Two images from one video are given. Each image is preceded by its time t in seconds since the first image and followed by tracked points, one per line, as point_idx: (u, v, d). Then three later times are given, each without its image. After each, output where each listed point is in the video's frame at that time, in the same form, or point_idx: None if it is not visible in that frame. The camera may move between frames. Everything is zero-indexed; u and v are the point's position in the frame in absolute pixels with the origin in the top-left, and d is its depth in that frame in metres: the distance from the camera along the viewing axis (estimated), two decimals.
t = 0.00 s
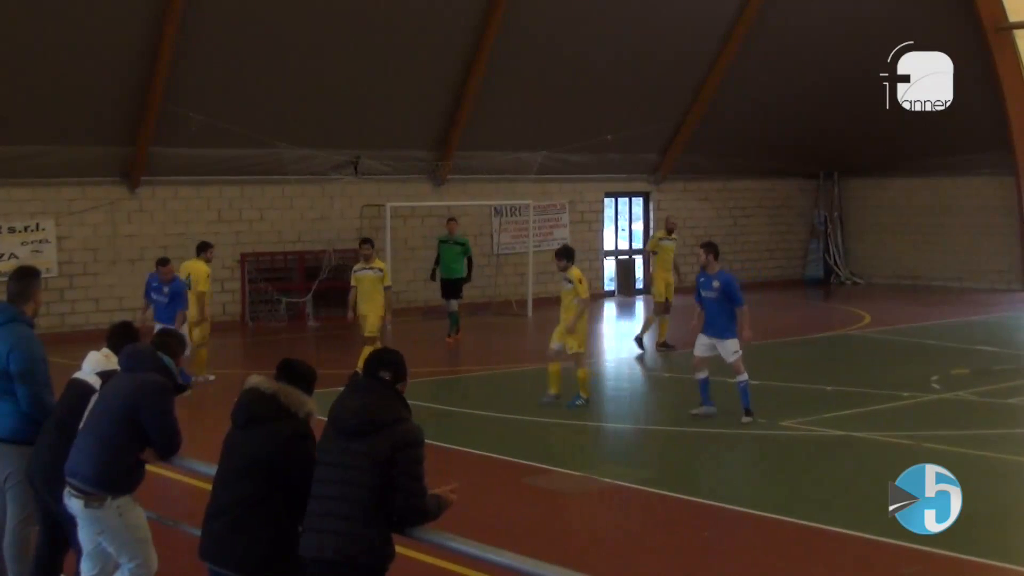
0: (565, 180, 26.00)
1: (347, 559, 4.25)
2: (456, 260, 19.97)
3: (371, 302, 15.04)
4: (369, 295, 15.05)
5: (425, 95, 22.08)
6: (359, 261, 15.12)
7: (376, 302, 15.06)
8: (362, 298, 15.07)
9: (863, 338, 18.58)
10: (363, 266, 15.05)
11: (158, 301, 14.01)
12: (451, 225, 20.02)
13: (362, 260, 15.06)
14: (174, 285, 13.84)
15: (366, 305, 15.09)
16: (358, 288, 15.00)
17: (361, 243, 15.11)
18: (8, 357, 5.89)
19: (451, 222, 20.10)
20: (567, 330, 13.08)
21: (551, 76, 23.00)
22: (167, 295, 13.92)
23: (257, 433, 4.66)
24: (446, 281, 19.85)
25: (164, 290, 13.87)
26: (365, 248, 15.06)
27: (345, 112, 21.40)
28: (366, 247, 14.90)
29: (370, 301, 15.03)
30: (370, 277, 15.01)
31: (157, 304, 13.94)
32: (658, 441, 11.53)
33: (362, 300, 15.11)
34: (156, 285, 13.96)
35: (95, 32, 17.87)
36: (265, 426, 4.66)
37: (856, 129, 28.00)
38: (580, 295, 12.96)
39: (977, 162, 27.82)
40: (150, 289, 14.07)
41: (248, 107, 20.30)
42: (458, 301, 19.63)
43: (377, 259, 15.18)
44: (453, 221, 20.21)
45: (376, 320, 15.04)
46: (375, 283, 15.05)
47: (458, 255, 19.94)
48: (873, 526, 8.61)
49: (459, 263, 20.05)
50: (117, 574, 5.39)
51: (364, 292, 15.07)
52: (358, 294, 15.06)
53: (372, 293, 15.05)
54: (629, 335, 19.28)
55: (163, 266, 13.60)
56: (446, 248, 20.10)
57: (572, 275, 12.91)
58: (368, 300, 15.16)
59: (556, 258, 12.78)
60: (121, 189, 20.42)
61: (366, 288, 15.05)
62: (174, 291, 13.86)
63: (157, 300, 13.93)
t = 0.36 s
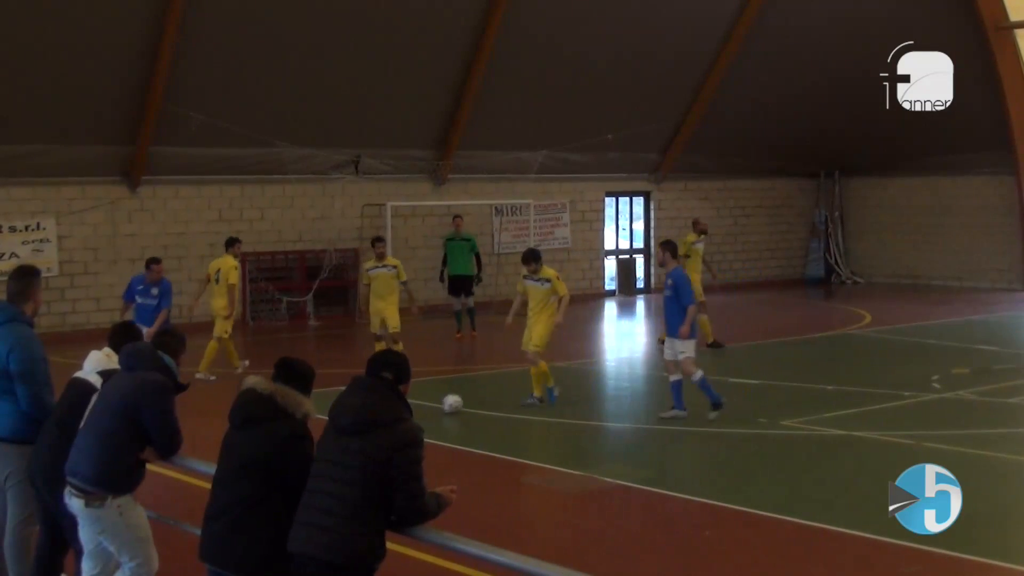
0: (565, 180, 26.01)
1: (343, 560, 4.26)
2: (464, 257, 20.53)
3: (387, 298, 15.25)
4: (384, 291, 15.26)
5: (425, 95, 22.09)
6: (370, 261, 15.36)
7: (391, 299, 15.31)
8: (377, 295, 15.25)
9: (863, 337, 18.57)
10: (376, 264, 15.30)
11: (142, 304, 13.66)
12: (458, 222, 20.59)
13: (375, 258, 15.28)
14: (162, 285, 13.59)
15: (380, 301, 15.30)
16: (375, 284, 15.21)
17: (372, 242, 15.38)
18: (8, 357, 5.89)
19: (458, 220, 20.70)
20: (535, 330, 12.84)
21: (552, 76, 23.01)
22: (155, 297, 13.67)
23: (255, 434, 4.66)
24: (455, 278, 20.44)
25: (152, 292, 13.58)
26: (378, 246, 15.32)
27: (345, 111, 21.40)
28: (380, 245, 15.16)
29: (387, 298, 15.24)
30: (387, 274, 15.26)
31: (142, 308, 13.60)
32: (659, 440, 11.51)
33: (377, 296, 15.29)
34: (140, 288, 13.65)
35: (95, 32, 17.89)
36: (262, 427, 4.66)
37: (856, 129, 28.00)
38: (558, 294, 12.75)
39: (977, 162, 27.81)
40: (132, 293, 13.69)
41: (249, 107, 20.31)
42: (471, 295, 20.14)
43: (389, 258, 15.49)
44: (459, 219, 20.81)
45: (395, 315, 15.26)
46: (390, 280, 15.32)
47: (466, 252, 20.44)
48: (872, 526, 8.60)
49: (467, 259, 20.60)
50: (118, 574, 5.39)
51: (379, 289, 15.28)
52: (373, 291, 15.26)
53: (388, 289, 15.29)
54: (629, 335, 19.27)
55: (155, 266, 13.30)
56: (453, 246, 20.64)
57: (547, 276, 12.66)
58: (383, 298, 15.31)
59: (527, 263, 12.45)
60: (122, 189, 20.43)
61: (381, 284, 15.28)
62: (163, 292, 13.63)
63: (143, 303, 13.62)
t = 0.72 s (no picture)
0: (566, 180, 26.00)
1: (341, 560, 4.27)
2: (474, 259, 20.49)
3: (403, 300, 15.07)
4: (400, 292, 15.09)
5: (426, 94, 22.09)
6: (387, 260, 15.09)
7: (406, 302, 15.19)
8: (392, 296, 15.07)
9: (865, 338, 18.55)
10: (393, 264, 15.08)
11: (122, 306, 12.93)
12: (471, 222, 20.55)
13: (393, 258, 15.02)
14: (143, 282, 12.93)
15: (395, 302, 15.13)
16: (392, 285, 15.00)
17: (390, 242, 15.13)
18: (8, 357, 5.88)
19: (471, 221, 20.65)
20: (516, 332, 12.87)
21: (552, 75, 23.02)
22: (135, 296, 12.97)
23: (255, 434, 4.66)
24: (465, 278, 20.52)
25: (134, 290, 12.90)
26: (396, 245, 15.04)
27: (346, 111, 21.40)
28: (398, 245, 14.92)
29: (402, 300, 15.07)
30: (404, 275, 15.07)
31: (123, 308, 12.86)
32: (658, 440, 11.50)
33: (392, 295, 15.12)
34: (120, 288, 12.91)
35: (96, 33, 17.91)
36: (261, 427, 4.66)
37: (857, 128, 28.01)
38: (536, 299, 12.77)
39: (977, 161, 27.81)
40: (109, 295, 12.93)
41: (249, 107, 20.31)
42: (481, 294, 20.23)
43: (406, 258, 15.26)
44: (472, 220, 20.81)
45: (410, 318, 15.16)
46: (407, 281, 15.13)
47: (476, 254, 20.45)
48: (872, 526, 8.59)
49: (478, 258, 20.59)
50: (119, 573, 5.38)
51: (395, 289, 15.09)
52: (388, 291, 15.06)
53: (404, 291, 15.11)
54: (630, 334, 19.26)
55: (136, 261, 12.63)
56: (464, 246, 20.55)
57: (526, 283, 12.62)
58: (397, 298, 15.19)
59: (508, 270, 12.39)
60: (122, 189, 20.44)
61: (396, 285, 15.07)
62: (144, 289, 12.96)
63: (123, 303, 12.89)
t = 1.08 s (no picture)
0: (566, 180, 26.01)
1: (341, 561, 4.27)
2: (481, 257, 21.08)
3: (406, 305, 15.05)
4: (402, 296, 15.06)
5: (426, 94, 22.09)
6: (388, 266, 15.10)
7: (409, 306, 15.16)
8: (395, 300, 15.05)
9: (866, 338, 18.54)
10: (396, 270, 15.06)
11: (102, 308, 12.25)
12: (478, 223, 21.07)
13: (395, 263, 15.03)
14: (125, 284, 12.29)
15: (397, 307, 15.08)
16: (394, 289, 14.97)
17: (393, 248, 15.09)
18: (8, 357, 5.89)
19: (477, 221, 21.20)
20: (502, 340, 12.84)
21: (553, 75, 23.02)
22: (116, 298, 12.32)
23: (255, 434, 4.66)
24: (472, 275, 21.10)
25: (115, 293, 12.24)
26: (397, 250, 15.07)
27: (346, 111, 21.40)
28: (400, 250, 14.91)
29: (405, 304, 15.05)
30: (407, 280, 15.06)
31: (103, 311, 12.20)
32: (659, 440, 11.50)
33: (393, 299, 15.07)
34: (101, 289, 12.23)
35: (96, 33, 17.91)
36: (262, 427, 4.67)
37: (857, 128, 28.01)
38: (518, 301, 12.78)
39: (977, 161, 27.81)
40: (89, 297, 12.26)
41: (249, 107, 20.31)
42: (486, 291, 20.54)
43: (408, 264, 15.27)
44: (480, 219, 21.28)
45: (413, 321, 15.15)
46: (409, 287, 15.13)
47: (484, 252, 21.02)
48: (872, 526, 8.59)
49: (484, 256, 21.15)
50: (119, 573, 5.38)
51: (398, 295, 15.07)
52: (390, 296, 15.02)
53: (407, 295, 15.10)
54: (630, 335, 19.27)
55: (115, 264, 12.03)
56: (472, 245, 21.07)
57: (505, 287, 12.68)
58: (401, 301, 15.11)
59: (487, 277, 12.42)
60: (122, 189, 20.44)
61: (399, 290, 15.06)
62: (126, 292, 12.29)
63: (103, 305, 12.19)
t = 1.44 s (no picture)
0: (566, 180, 26.01)
1: (342, 560, 4.27)
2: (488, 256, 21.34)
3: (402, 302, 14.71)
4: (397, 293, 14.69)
5: (426, 94, 22.09)
6: (383, 262, 14.71)
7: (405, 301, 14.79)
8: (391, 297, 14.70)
9: (866, 338, 18.54)
10: (391, 266, 14.70)
11: (82, 314, 11.62)
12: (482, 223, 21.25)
13: (390, 260, 14.67)
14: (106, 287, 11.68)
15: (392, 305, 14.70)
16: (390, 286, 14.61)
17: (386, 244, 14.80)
18: (8, 356, 5.89)
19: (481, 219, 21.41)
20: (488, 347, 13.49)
21: (552, 75, 23.02)
22: (97, 303, 11.68)
23: (256, 434, 4.67)
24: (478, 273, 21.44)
25: (96, 297, 11.63)
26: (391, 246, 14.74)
27: (346, 111, 21.40)
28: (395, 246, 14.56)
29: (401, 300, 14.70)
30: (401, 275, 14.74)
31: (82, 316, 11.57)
32: (659, 440, 11.50)
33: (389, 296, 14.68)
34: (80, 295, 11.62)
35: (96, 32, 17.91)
36: (262, 426, 4.67)
37: (857, 128, 28.01)
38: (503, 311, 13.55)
39: (977, 162, 27.81)
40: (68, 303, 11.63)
41: (249, 107, 20.32)
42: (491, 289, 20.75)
43: (400, 258, 14.95)
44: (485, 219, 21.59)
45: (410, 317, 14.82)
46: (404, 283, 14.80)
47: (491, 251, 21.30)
48: (872, 526, 8.59)
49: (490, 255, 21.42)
50: (120, 573, 5.38)
51: (393, 291, 14.72)
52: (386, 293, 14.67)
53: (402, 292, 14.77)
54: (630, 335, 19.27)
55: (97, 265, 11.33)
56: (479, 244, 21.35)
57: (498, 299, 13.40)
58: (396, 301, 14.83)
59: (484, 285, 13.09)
60: (122, 188, 20.44)
61: (395, 286, 14.72)
62: (107, 296, 11.70)
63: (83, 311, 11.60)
